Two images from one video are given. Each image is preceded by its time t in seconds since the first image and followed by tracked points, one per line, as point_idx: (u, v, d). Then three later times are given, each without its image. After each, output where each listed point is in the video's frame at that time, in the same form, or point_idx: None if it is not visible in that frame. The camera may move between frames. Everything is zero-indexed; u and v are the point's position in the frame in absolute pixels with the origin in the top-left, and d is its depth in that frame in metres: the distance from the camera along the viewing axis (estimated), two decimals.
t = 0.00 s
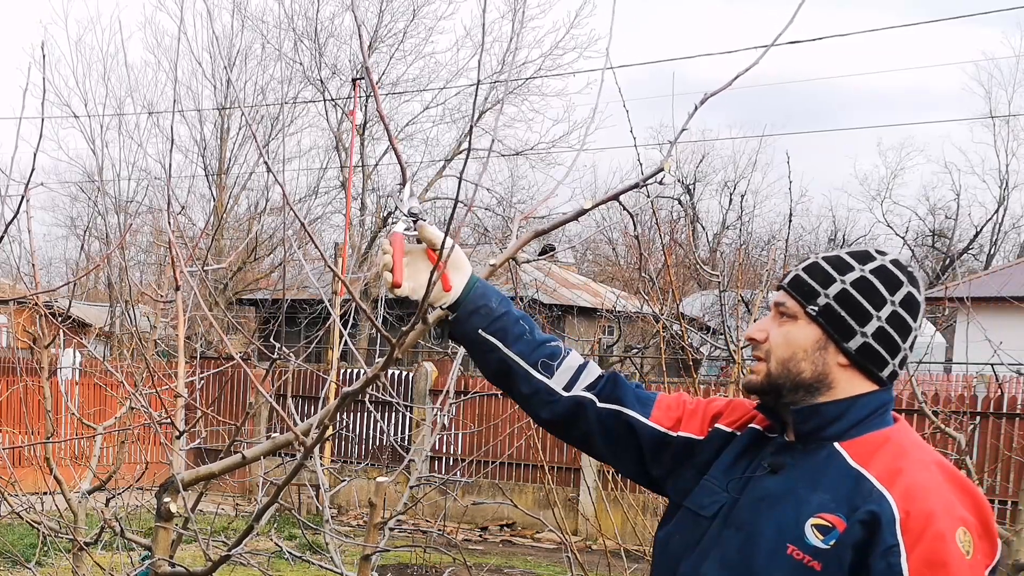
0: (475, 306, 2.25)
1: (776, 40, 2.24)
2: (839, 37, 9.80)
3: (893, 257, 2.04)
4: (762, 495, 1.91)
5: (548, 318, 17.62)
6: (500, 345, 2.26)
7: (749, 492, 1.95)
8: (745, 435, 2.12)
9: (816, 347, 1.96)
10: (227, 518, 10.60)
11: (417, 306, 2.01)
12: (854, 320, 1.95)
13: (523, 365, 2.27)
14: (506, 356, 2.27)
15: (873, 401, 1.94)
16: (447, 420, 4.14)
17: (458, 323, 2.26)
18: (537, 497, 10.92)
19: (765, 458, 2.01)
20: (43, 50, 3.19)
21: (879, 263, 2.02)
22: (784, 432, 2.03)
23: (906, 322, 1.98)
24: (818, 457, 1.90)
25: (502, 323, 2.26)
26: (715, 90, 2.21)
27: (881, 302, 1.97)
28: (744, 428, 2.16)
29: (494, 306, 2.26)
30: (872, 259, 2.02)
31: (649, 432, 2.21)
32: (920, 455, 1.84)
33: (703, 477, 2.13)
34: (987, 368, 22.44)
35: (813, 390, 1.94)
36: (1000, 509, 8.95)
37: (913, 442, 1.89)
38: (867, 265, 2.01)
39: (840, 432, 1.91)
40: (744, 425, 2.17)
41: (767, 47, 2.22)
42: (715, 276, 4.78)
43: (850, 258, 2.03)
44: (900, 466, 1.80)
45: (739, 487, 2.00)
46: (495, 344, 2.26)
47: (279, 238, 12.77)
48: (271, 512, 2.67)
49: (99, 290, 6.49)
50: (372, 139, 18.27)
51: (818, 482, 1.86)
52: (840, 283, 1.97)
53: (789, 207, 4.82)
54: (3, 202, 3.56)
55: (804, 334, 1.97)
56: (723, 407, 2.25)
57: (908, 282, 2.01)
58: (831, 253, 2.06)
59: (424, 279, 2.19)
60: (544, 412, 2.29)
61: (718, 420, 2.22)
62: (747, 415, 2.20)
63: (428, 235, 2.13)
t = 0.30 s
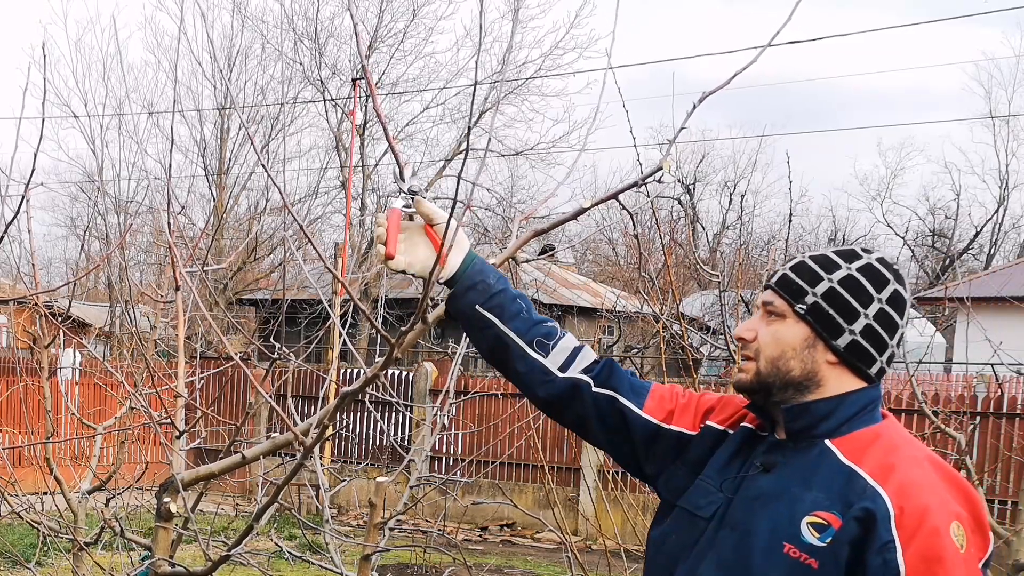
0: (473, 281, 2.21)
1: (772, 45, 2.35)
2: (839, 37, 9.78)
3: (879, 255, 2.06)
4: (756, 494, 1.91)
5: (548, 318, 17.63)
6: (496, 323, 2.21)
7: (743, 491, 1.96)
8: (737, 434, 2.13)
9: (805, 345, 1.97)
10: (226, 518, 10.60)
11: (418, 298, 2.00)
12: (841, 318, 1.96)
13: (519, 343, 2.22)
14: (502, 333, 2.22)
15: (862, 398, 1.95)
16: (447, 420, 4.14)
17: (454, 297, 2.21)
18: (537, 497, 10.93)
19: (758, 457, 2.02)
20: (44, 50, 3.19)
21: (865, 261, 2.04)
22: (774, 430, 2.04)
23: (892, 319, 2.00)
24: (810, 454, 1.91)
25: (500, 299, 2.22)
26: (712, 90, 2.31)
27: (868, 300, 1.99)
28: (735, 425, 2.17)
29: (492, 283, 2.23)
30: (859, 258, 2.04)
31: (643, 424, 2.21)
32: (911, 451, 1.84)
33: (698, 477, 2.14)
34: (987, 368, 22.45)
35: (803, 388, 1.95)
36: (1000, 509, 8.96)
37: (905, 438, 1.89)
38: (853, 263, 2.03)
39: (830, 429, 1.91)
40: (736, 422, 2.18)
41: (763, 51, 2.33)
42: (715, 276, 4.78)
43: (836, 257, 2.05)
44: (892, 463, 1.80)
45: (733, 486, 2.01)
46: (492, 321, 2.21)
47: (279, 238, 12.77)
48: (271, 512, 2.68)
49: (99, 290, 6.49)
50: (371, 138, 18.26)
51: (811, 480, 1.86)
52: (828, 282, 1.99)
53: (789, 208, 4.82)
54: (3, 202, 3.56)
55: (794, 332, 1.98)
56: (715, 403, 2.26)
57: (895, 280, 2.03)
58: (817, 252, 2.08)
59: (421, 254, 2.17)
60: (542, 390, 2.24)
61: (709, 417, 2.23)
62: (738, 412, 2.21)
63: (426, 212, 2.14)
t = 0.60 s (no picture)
0: (460, 292, 2.17)
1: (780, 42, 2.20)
2: (839, 37, 9.78)
3: (878, 253, 2.08)
4: (758, 492, 1.91)
5: (548, 318, 17.63)
6: (483, 333, 2.19)
7: (745, 489, 1.95)
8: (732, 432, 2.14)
9: (807, 341, 1.97)
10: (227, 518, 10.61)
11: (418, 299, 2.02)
12: (844, 314, 1.97)
13: (506, 351, 2.20)
14: (489, 342, 2.20)
15: (862, 395, 1.96)
16: (447, 420, 4.13)
17: (441, 307, 2.17)
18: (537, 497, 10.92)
19: (758, 455, 2.02)
20: (44, 51, 3.19)
21: (866, 259, 2.05)
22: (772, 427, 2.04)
23: (892, 317, 2.02)
24: (812, 452, 1.91)
25: (486, 308, 2.19)
26: (717, 90, 2.18)
27: (870, 297, 2.00)
28: (732, 422, 2.19)
29: (478, 292, 2.20)
30: (860, 255, 2.06)
31: (636, 424, 2.21)
32: (914, 449, 1.84)
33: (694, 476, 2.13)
34: (987, 368, 22.45)
35: (803, 383, 1.95)
36: (1000, 509, 8.96)
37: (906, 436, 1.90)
38: (856, 261, 2.04)
39: (832, 427, 1.91)
40: (732, 420, 2.20)
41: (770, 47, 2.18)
42: (715, 276, 4.78)
43: (838, 254, 2.06)
44: (898, 461, 1.80)
45: (733, 485, 2.01)
46: (479, 331, 2.19)
47: (279, 239, 12.78)
48: (271, 512, 2.68)
49: (98, 290, 6.49)
50: (372, 138, 18.26)
51: (815, 478, 1.86)
52: (831, 278, 1.99)
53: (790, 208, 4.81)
54: (3, 202, 3.55)
55: (796, 328, 1.98)
56: (707, 400, 2.27)
57: (894, 278, 2.06)
58: (817, 249, 2.08)
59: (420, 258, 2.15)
60: (531, 396, 2.23)
61: (704, 414, 2.24)
62: (733, 409, 2.23)
63: (436, 218, 2.11)
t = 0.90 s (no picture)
0: None
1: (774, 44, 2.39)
2: (839, 37, 9.79)
3: (889, 258, 2.09)
4: (763, 498, 1.94)
5: (548, 318, 17.62)
6: None
7: (747, 494, 1.99)
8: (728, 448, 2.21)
9: (817, 346, 1.97)
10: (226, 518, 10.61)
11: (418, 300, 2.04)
12: (854, 319, 1.97)
13: None
14: None
15: (870, 402, 1.95)
16: (447, 420, 4.13)
17: None
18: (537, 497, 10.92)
19: (764, 462, 2.04)
20: (44, 51, 3.19)
21: (877, 263, 2.06)
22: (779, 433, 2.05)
23: (902, 322, 2.03)
24: (817, 459, 1.91)
25: None
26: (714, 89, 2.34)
27: (880, 302, 2.01)
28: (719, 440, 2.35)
29: None
30: (871, 260, 2.06)
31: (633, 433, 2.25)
32: (918, 456, 1.83)
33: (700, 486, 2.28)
34: (987, 368, 22.44)
35: (812, 388, 1.95)
36: (1000, 509, 8.95)
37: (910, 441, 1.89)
38: (866, 265, 2.04)
39: (837, 434, 1.91)
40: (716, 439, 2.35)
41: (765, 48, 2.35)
42: (715, 276, 4.77)
43: (849, 258, 2.06)
44: (903, 469, 1.79)
45: (737, 489, 2.05)
46: None
47: (279, 238, 12.77)
48: (271, 512, 2.68)
49: (98, 290, 6.49)
50: (372, 138, 18.25)
51: (821, 484, 1.86)
52: (841, 283, 2.00)
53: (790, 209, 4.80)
54: (3, 202, 3.55)
55: (805, 333, 1.98)
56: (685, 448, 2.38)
57: (904, 283, 2.06)
58: (829, 252, 2.09)
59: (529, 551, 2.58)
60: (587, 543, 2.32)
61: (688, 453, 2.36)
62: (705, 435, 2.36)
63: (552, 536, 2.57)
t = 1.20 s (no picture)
0: None
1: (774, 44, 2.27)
2: (839, 37, 9.80)
3: (873, 254, 2.07)
4: (756, 497, 1.96)
5: (548, 318, 17.63)
6: None
7: (746, 495, 2.01)
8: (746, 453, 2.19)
9: (802, 347, 1.98)
10: (226, 518, 10.62)
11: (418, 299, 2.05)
12: (835, 317, 1.96)
13: None
14: None
15: (863, 397, 1.93)
16: (447, 420, 4.13)
17: None
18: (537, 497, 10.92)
19: (765, 463, 2.05)
20: (43, 51, 3.19)
21: (858, 260, 2.04)
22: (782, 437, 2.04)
23: (890, 316, 1.99)
24: (809, 457, 1.90)
25: None
26: (717, 89, 2.23)
27: (862, 299, 1.99)
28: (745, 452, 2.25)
29: None
30: (852, 257, 2.05)
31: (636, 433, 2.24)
32: (905, 447, 1.80)
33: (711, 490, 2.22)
34: (987, 368, 22.46)
35: (802, 390, 1.96)
36: (1000, 509, 8.95)
37: (902, 433, 1.85)
38: (846, 263, 2.04)
39: (829, 431, 1.90)
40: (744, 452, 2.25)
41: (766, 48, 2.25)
42: (715, 276, 4.77)
43: (829, 259, 2.07)
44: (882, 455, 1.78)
45: (737, 492, 2.07)
46: None
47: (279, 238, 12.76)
48: (271, 512, 2.68)
49: (99, 290, 6.49)
50: (372, 138, 18.25)
51: (807, 478, 1.86)
52: (819, 283, 2.01)
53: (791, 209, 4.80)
54: (3, 202, 3.54)
55: (789, 335, 2.00)
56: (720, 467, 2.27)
57: (890, 277, 2.03)
58: (811, 256, 2.10)
59: None
60: None
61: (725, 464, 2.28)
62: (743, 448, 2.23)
63: None
